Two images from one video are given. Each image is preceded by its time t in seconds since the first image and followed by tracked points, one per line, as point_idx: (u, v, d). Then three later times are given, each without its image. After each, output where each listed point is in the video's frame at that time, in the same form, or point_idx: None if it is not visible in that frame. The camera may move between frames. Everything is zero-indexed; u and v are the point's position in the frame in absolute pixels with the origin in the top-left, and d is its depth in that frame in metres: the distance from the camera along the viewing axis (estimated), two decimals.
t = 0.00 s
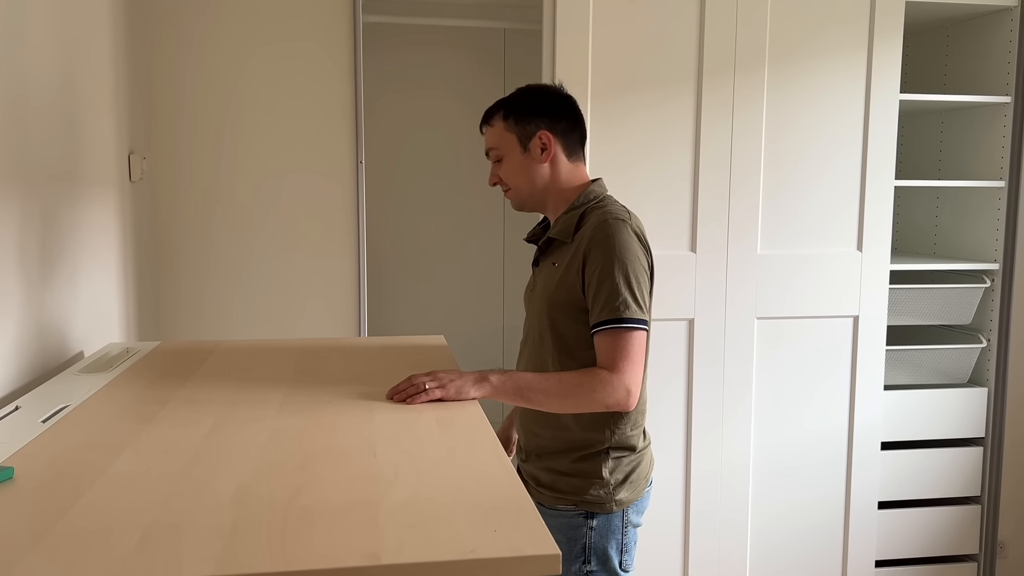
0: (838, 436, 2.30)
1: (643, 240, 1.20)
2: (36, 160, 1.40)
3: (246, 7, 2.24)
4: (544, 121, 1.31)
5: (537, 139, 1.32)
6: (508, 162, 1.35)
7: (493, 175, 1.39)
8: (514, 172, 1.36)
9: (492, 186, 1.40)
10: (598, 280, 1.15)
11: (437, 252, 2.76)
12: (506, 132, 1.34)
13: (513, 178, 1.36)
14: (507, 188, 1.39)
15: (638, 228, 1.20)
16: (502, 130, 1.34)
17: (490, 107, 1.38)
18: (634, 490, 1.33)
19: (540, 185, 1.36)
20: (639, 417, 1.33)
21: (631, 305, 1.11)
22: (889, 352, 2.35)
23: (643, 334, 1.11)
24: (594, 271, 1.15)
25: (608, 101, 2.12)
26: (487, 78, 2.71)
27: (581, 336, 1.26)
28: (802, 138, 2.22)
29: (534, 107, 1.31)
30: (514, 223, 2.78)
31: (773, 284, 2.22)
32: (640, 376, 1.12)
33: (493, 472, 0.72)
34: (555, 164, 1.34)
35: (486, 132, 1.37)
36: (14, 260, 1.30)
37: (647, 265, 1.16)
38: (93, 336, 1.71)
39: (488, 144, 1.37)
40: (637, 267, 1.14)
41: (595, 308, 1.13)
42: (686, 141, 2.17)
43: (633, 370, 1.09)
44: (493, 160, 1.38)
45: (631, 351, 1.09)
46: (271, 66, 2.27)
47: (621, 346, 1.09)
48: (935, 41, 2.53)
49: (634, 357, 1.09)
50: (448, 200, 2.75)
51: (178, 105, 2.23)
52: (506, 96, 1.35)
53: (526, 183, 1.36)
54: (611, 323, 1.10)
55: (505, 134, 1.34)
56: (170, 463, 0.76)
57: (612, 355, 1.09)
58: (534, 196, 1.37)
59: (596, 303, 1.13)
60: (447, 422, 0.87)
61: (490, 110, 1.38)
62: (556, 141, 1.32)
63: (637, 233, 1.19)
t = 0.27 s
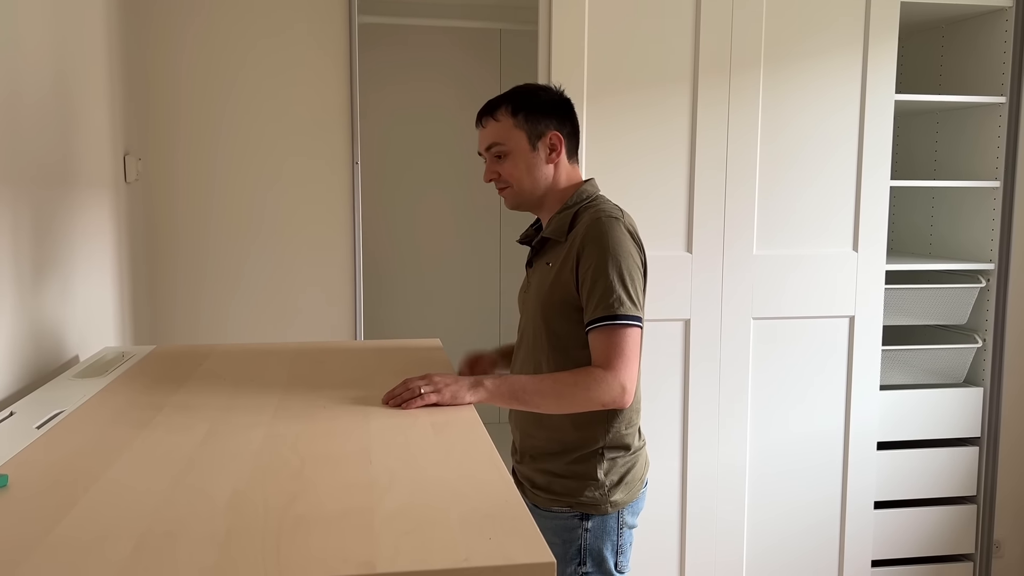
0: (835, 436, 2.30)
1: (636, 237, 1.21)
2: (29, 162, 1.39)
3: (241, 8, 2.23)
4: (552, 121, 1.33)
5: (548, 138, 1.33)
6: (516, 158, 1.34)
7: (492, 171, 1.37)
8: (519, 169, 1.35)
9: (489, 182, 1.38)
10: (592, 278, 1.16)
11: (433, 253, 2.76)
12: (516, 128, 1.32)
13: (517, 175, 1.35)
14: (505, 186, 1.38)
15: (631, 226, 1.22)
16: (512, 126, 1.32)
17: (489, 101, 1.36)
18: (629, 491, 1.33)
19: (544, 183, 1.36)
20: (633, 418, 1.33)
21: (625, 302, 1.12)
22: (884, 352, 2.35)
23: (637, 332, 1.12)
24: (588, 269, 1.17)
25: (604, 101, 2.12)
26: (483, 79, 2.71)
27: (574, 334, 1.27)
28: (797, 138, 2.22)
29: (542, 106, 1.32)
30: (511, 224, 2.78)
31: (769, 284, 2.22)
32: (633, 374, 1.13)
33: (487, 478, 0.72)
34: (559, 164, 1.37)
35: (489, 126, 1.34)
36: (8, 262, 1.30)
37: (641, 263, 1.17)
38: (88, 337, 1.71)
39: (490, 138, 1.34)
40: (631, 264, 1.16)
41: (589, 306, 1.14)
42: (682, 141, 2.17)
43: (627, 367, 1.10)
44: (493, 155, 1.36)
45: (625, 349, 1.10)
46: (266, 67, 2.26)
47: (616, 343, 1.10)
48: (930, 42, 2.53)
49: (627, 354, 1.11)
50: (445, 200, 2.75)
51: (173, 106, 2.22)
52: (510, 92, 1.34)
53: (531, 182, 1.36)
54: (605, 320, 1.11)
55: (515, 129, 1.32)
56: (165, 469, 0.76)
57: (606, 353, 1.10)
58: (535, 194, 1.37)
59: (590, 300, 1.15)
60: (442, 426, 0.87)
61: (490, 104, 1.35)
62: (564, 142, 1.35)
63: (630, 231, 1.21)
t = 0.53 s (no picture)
0: (832, 435, 2.30)
1: (636, 239, 1.22)
2: (25, 164, 1.39)
3: (238, 8, 2.23)
4: (555, 121, 1.33)
5: (550, 139, 1.33)
6: (517, 157, 1.33)
7: (492, 170, 1.36)
8: (520, 168, 1.35)
9: (488, 180, 1.37)
10: (592, 278, 1.16)
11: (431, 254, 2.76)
12: (519, 127, 1.32)
13: (518, 175, 1.35)
14: (504, 184, 1.37)
15: (631, 227, 1.22)
16: (515, 125, 1.32)
17: (491, 98, 1.35)
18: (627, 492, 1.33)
19: (544, 184, 1.36)
20: (631, 418, 1.33)
21: (625, 303, 1.12)
22: (882, 351, 2.35)
23: (636, 333, 1.12)
24: (589, 269, 1.17)
25: (601, 102, 2.12)
26: (480, 79, 2.70)
27: (573, 335, 1.27)
28: (795, 137, 2.22)
29: (545, 105, 1.32)
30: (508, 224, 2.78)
31: (767, 284, 2.22)
32: (633, 375, 1.13)
33: (485, 485, 0.72)
34: (560, 165, 1.37)
35: (491, 124, 1.34)
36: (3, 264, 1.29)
37: (641, 263, 1.17)
38: (85, 339, 1.71)
39: (492, 136, 1.34)
40: (631, 265, 1.16)
41: (589, 307, 1.14)
42: (680, 141, 2.17)
43: (625, 368, 1.10)
44: (493, 153, 1.35)
45: (624, 350, 1.11)
46: (262, 68, 2.26)
47: (615, 344, 1.10)
48: (927, 42, 2.53)
49: (626, 355, 1.11)
50: (442, 201, 2.74)
51: (170, 107, 2.22)
52: (513, 91, 1.33)
53: (532, 182, 1.36)
54: (605, 321, 1.11)
55: (518, 129, 1.32)
56: (163, 475, 0.76)
57: (604, 354, 1.10)
58: (535, 194, 1.37)
59: (590, 301, 1.15)
60: (440, 432, 0.87)
61: (492, 102, 1.34)
62: (566, 142, 1.35)
63: (630, 232, 1.21)
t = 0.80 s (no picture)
0: (830, 434, 2.30)
1: (633, 238, 1.22)
2: (21, 165, 1.39)
3: (235, 8, 2.22)
4: (556, 121, 1.33)
5: (551, 138, 1.34)
6: (518, 156, 1.33)
7: (492, 167, 1.36)
8: (520, 167, 1.34)
9: (487, 178, 1.37)
10: (590, 279, 1.16)
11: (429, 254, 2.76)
12: (520, 125, 1.32)
13: (517, 173, 1.35)
14: (503, 182, 1.37)
15: (628, 227, 1.22)
16: (517, 123, 1.31)
17: (492, 96, 1.35)
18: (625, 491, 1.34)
19: (544, 183, 1.36)
20: (628, 417, 1.33)
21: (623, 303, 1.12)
22: (880, 351, 2.36)
23: (634, 333, 1.12)
24: (586, 269, 1.17)
25: (599, 101, 2.12)
26: (478, 79, 2.70)
27: (570, 335, 1.27)
28: (793, 137, 2.22)
29: (546, 104, 1.32)
30: (507, 224, 2.78)
31: (765, 284, 2.22)
32: (630, 375, 1.13)
33: (483, 491, 0.72)
34: (559, 165, 1.37)
35: (492, 121, 1.33)
36: None
37: (638, 263, 1.18)
38: (82, 340, 1.70)
39: (493, 133, 1.33)
40: (629, 265, 1.16)
41: (587, 307, 1.14)
42: (678, 140, 2.17)
43: (623, 368, 1.10)
44: (493, 151, 1.35)
45: (622, 350, 1.11)
46: (260, 68, 2.25)
47: (613, 344, 1.10)
48: (925, 40, 2.54)
49: (625, 355, 1.11)
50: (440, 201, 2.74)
51: (167, 108, 2.21)
52: (515, 89, 1.33)
53: (531, 180, 1.35)
54: (603, 321, 1.11)
55: (520, 127, 1.32)
56: (161, 481, 0.76)
57: (602, 354, 1.10)
58: (534, 193, 1.37)
59: (588, 301, 1.15)
60: (438, 436, 0.87)
61: (493, 99, 1.34)
62: (567, 142, 1.35)
63: (628, 232, 1.21)
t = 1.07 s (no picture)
0: (828, 433, 2.31)
1: (629, 237, 1.23)
2: (17, 166, 1.38)
3: (232, 8, 2.22)
4: (553, 120, 1.34)
5: (548, 137, 1.34)
6: (516, 155, 1.33)
7: (489, 167, 1.35)
8: (518, 167, 1.34)
9: (484, 178, 1.36)
10: (586, 278, 1.18)
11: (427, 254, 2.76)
12: (518, 125, 1.31)
13: (515, 173, 1.34)
14: (500, 182, 1.36)
15: (624, 226, 1.23)
16: (514, 123, 1.31)
17: (488, 95, 1.34)
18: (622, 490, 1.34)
19: (541, 183, 1.36)
20: (625, 416, 1.34)
21: (618, 302, 1.14)
22: (878, 349, 2.36)
23: (630, 332, 1.14)
24: (582, 268, 1.18)
25: (596, 100, 2.12)
26: (475, 79, 2.70)
27: (566, 334, 1.28)
28: (790, 135, 2.22)
29: (543, 104, 1.32)
30: (505, 224, 2.78)
31: (762, 282, 2.23)
32: (627, 373, 1.15)
33: (481, 496, 0.72)
34: (556, 164, 1.37)
35: (489, 121, 1.33)
36: None
37: (633, 262, 1.19)
38: (80, 341, 1.70)
39: (490, 133, 1.33)
40: (624, 264, 1.18)
41: (583, 306, 1.16)
42: (675, 139, 2.17)
43: (620, 367, 1.12)
44: (491, 151, 1.34)
45: (618, 349, 1.13)
46: (257, 69, 2.25)
47: (609, 344, 1.13)
48: (922, 39, 2.54)
49: (621, 354, 1.13)
50: (438, 201, 2.74)
51: (164, 109, 2.21)
52: (511, 88, 1.33)
53: (529, 180, 1.35)
54: (599, 321, 1.13)
55: (518, 126, 1.32)
56: (159, 487, 0.76)
57: (599, 354, 1.13)
58: (532, 193, 1.37)
59: (584, 300, 1.17)
60: (436, 440, 0.87)
61: (490, 98, 1.34)
62: (564, 141, 1.35)
63: (623, 231, 1.22)
